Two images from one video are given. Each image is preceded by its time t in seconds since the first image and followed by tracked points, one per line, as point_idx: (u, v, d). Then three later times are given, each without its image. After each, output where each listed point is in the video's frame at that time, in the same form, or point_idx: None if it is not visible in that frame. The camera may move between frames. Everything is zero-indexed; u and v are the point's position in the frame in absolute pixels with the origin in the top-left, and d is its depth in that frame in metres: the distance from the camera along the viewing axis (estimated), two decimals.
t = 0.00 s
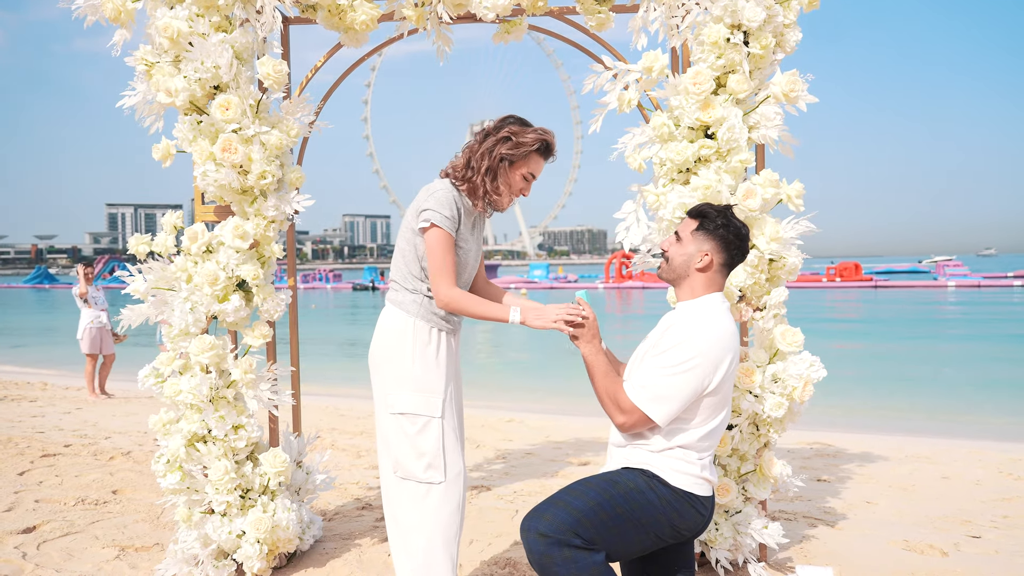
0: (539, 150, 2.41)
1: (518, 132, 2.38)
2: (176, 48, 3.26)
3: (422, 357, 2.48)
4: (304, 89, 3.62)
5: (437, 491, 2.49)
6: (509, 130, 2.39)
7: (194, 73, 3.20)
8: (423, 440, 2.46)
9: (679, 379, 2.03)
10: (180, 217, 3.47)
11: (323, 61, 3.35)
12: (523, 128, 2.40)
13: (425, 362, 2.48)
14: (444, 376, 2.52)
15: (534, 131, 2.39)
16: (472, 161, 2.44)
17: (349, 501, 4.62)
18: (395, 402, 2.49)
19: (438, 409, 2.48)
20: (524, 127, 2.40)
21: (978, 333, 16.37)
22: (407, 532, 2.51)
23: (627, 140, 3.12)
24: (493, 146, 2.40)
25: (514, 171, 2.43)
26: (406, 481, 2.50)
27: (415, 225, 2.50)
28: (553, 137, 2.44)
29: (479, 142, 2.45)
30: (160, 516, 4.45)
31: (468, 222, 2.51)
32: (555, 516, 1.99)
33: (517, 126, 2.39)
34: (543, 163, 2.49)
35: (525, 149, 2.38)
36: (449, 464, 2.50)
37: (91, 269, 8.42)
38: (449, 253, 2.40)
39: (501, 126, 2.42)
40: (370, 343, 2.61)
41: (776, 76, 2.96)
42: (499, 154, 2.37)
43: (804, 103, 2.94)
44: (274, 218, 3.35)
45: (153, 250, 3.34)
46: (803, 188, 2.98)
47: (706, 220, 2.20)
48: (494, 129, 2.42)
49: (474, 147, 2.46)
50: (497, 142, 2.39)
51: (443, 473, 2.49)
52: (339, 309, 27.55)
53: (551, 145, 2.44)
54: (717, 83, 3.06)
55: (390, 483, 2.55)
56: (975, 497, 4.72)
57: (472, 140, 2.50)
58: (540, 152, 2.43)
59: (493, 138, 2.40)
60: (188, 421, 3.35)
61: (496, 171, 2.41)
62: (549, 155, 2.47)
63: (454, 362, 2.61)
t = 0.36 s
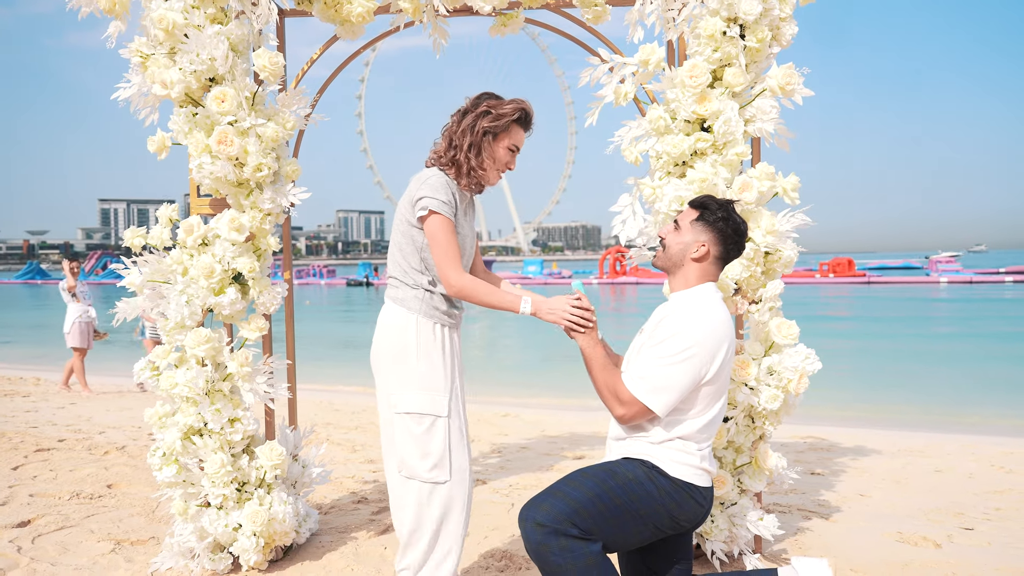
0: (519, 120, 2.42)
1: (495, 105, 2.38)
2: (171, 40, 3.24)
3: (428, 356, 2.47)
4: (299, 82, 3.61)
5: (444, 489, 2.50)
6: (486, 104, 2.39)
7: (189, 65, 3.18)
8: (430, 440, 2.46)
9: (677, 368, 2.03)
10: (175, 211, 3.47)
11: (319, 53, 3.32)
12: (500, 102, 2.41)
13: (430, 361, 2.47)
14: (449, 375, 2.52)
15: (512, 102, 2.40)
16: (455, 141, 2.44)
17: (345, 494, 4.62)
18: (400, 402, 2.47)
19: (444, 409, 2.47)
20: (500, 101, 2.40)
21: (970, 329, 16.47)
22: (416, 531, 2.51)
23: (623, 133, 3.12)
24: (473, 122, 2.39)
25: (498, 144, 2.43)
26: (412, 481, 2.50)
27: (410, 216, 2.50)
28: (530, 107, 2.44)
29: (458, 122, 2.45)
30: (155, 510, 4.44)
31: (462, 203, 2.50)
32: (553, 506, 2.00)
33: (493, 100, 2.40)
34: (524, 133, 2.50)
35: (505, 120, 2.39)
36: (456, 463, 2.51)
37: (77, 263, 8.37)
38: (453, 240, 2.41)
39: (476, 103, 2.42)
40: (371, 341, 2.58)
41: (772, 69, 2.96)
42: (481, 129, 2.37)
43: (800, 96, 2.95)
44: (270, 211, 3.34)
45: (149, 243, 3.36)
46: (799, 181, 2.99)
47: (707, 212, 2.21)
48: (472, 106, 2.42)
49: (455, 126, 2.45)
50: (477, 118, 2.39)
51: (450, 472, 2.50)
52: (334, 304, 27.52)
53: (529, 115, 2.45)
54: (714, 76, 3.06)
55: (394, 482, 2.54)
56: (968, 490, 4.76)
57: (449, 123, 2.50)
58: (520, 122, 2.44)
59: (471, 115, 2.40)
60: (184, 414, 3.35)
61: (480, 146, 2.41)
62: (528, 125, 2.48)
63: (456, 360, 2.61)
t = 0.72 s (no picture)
0: (532, 115, 2.36)
1: (508, 101, 2.32)
2: (165, 32, 3.21)
3: (436, 356, 2.36)
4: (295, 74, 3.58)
5: (447, 493, 2.41)
6: (497, 102, 2.33)
7: (184, 57, 3.16)
8: (436, 442, 2.36)
9: (700, 365, 1.98)
10: (171, 205, 3.45)
11: (316, 45, 3.29)
12: (511, 97, 2.34)
13: (439, 363, 2.36)
14: (457, 376, 2.42)
15: (524, 96, 2.33)
16: (468, 141, 2.38)
17: (341, 490, 4.61)
18: (406, 402, 2.36)
19: (451, 411, 2.37)
20: (511, 96, 2.34)
21: (964, 325, 16.53)
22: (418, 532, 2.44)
23: (621, 127, 3.10)
24: (486, 121, 2.33)
25: (512, 142, 2.37)
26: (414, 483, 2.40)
27: (429, 215, 2.36)
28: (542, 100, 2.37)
29: (469, 121, 2.39)
30: (150, 506, 4.42)
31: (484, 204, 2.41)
32: (555, 494, 1.98)
33: (504, 95, 2.33)
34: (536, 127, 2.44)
35: (519, 116, 2.32)
36: (460, 466, 2.41)
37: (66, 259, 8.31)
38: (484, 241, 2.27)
39: (489, 101, 2.36)
40: (376, 337, 2.47)
41: (772, 62, 2.95)
42: (495, 127, 2.31)
43: (799, 89, 2.94)
44: (266, 204, 3.32)
45: (145, 238, 3.33)
46: (798, 175, 2.97)
47: (701, 204, 2.19)
48: (483, 103, 2.36)
49: (467, 125, 2.39)
50: (490, 116, 2.33)
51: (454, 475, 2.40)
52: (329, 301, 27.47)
53: (542, 108, 2.39)
54: (712, 69, 3.05)
55: (395, 483, 2.44)
56: (964, 485, 4.77)
57: (461, 121, 2.43)
58: (533, 116, 2.38)
59: (484, 113, 2.34)
60: (179, 409, 3.33)
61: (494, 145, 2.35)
62: (541, 118, 2.41)
63: (464, 359, 2.50)
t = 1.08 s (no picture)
0: (592, 134, 2.35)
1: (568, 122, 2.31)
2: (152, 15, 3.16)
3: (451, 343, 2.35)
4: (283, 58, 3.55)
5: (448, 479, 2.39)
6: (558, 122, 2.32)
7: (171, 41, 3.11)
8: (442, 427, 2.34)
9: (688, 346, 1.97)
10: (158, 190, 3.41)
11: (305, 29, 3.25)
12: (572, 117, 2.33)
13: (452, 348, 2.35)
14: (469, 364, 2.39)
15: (583, 116, 2.33)
16: (529, 160, 2.38)
17: (331, 479, 4.60)
18: (415, 384, 2.35)
19: (459, 397, 2.35)
20: (571, 116, 2.33)
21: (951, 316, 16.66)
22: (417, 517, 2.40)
23: (613, 113, 3.10)
24: (548, 142, 2.33)
25: (574, 162, 2.37)
26: (417, 464, 2.40)
27: (485, 218, 2.32)
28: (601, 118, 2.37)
29: (529, 141, 2.37)
30: (139, 495, 4.40)
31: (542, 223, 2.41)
32: (556, 455, 1.97)
33: (564, 116, 2.32)
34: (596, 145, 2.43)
35: (581, 136, 2.32)
36: (465, 453, 2.39)
37: (48, 249, 8.21)
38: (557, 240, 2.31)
39: (548, 121, 2.34)
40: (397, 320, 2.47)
41: (763, 47, 2.94)
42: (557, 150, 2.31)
43: (791, 75, 2.94)
44: (255, 190, 3.28)
45: (132, 224, 3.27)
46: (789, 161, 2.98)
47: (687, 189, 2.21)
48: (543, 123, 2.35)
49: (527, 145, 2.38)
50: (550, 137, 2.32)
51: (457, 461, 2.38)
52: (319, 292, 27.36)
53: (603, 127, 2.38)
54: (704, 55, 3.04)
55: (399, 463, 2.44)
56: (951, 471, 4.82)
57: (521, 141, 2.42)
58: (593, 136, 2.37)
59: (545, 134, 2.33)
60: (168, 397, 3.30)
61: (557, 167, 2.35)
62: (600, 136, 2.41)
63: (481, 351, 2.48)
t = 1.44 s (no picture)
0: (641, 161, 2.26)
1: (615, 150, 2.26)
2: (136, 6, 3.12)
3: (466, 342, 2.34)
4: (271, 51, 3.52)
5: (448, 475, 2.38)
6: (607, 151, 2.27)
7: (157, 32, 3.07)
8: (447, 424, 2.34)
9: (663, 346, 1.95)
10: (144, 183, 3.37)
11: (293, 22, 3.23)
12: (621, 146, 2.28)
13: (467, 346, 2.35)
14: (482, 365, 2.38)
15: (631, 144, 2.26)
16: (581, 189, 2.33)
17: (320, 474, 4.58)
18: (427, 378, 2.36)
19: (467, 397, 2.34)
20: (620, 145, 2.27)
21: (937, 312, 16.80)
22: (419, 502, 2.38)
23: (602, 107, 3.09)
24: (597, 169, 2.27)
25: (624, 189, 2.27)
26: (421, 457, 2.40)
27: (522, 225, 2.29)
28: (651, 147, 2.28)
29: (581, 173, 2.34)
30: (125, 491, 4.36)
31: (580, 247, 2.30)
32: (524, 450, 1.98)
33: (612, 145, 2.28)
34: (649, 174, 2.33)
35: (628, 161, 2.23)
36: (468, 453, 2.38)
37: (32, 243, 8.12)
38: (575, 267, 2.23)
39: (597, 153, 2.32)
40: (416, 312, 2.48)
41: (753, 42, 2.94)
42: (606, 174, 2.23)
43: (780, 70, 2.94)
44: (242, 183, 3.26)
45: (116, 217, 3.26)
46: (778, 157, 2.98)
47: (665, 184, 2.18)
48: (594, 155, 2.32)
49: (579, 176, 2.35)
50: (598, 164, 2.26)
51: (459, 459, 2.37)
52: (307, 288, 27.23)
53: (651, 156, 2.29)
54: (693, 49, 3.04)
55: (403, 454, 2.45)
56: (937, 465, 4.86)
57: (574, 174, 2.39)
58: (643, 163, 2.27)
59: (594, 163, 2.28)
60: (154, 392, 3.27)
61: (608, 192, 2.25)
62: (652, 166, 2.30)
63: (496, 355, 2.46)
